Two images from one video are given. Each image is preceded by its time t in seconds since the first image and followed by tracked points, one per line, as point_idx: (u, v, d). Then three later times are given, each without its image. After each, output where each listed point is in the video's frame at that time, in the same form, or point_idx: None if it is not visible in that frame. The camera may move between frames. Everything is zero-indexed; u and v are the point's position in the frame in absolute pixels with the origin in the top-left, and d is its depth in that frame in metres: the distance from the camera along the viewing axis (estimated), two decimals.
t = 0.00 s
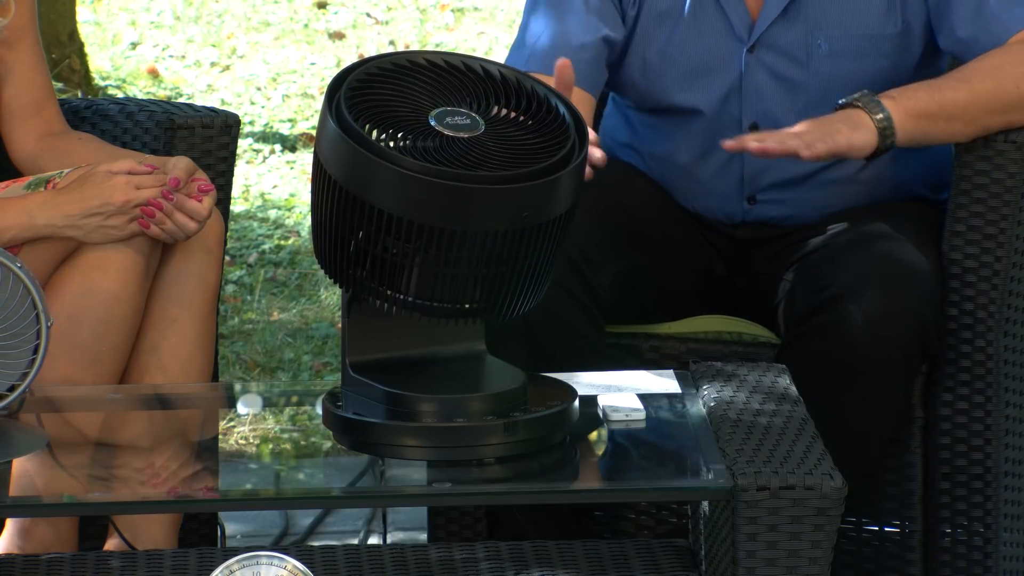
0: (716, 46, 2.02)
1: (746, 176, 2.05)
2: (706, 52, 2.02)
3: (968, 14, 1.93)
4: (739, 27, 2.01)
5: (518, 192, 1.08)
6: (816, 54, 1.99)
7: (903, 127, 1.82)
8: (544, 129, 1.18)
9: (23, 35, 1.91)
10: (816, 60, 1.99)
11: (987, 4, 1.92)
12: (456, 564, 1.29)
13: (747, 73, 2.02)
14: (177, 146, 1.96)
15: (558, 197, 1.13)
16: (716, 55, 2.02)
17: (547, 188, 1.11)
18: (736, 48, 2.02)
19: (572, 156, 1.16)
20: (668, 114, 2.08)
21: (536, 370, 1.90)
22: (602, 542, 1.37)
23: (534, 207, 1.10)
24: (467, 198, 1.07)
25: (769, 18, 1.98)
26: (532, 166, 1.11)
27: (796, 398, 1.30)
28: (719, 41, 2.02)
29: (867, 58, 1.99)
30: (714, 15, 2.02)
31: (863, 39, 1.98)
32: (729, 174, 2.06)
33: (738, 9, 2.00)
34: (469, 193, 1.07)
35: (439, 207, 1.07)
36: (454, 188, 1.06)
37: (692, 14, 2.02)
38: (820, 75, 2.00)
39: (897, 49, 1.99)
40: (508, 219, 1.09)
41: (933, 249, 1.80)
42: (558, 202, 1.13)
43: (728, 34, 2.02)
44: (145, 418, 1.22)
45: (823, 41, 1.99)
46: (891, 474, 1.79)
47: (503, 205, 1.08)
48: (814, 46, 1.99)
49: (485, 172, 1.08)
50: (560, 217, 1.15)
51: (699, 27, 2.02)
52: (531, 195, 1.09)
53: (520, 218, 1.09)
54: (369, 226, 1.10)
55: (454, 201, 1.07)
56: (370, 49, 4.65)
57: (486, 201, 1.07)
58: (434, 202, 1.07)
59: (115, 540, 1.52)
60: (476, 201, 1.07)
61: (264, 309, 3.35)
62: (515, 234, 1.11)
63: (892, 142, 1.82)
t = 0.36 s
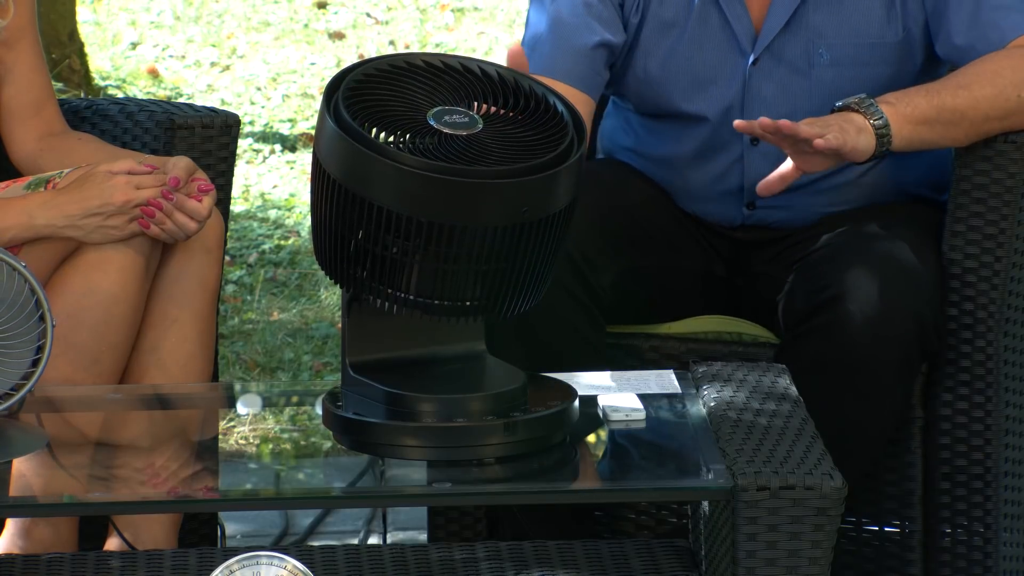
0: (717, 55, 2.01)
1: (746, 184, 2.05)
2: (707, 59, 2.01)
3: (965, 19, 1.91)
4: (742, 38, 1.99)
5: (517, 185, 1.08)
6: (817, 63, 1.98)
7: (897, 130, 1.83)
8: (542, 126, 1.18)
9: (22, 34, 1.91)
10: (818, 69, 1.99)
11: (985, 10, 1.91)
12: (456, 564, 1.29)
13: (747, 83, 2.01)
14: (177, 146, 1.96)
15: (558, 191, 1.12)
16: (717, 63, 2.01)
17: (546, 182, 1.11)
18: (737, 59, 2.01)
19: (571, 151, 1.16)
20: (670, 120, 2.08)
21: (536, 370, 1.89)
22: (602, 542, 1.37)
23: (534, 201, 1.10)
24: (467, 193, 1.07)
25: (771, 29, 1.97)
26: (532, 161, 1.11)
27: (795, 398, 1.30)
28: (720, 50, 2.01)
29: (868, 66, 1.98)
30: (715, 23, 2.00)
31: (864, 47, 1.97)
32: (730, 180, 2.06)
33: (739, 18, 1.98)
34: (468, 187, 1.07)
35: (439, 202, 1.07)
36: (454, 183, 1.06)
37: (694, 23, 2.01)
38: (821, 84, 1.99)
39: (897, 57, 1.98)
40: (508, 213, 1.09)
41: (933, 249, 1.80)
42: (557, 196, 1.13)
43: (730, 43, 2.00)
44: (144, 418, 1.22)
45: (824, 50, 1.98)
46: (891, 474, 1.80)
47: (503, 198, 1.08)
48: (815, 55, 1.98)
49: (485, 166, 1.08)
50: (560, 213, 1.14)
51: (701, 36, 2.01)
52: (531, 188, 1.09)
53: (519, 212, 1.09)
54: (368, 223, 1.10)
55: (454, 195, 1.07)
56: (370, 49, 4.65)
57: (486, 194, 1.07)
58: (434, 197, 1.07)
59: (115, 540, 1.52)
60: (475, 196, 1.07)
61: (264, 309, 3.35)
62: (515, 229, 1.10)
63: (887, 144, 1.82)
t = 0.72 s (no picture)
0: (711, 54, 2.02)
1: (743, 185, 2.05)
2: (701, 56, 2.02)
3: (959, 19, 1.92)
4: (734, 36, 2.00)
5: (518, 178, 1.08)
6: (810, 62, 1.99)
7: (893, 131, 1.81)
8: (541, 123, 1.17)
9: (22, 34, 1.91)
10: (811, 69, 1.99)
11: (981, 11, 1.91)
12: (456, 564, 1.29)
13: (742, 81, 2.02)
14: (177, 146, 1.96)
15: (557, 186, 1.12)
16: (710, 61, 2.02)
17: (546, 178, 1.11)
18: (730, 58, 2.01)
19: (571, 146, 1.16)
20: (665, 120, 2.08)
21: (538, 370, 1.89)
22: (602, 542, 1.37)
23: (534, 195, 1.10)
24: (467, 188, 1.07)
25: (764, 28, 1.98)
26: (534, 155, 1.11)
27: (795, 398, 1.30)
28: (713, 49, 2.01)
29: (862, 65, 1.99)
30: (709, 22, 2.01)
31: (858, 46, 1.98)
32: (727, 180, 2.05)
33: (732, 17, 1.99)
34: (467, 183, 1.07)
35: (439, 197, 1.07)
36: (455, 178, 1.06)
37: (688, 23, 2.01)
38: (814, 84, 2.00)
39: (893, 58, 1.99)
40: (509, 207, 1.09)
41: (933, 249, 1.80)
42: (558, 191, 1.13)
43: (723, 42, 2.01)
44: (145, 418, 1.22)
45: (818, 50, 1.99)
46: (891, 474, 1.80)
47: (504, 193, 1.08)
48: (807, 55, 1.99)
49: (485, 161, 1.08)
50: (560, 209, 1.14)
51: (694, 35, 2.02)
52: (530, 184, 1.09)
53: (519, 207, 1.09)
54: (368, 222, 1.10)
55: (453, 190, 1.07)
56: (370, 49, 4.64)
57: (486, 189, 1.07)
58: (434, 193, 1.07)
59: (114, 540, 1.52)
60: (476, 190, 1.07)
61: (264, 309, 3.35)
62: (516, 224, 1.10)
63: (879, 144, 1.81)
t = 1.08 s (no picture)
0: (707, 55, 2.01)
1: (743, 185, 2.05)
2: (697, 57, 2.01)
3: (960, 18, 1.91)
4: (730, 37, 1.99)
5: (518, 174, 1.08)
6: (807, 64, 2.00)
7: (898, 121, 1.83)
8: (539, 120, 1.17)
9: (23, 34, 1.91)
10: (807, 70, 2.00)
11: (981, 12, 1.91)
12: (456, 564, 1.29)
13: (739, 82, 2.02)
14: (177, 146, 1.96)
15: (556, 182, 1.12)
16: (707, 62, 2.01)
17: (545, 173, 1.10)
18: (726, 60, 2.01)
19: (570, 141, 1.16)
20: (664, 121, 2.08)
21: (538, 370, 1.89)
22: (602, 542, 1.37)
23: (534, 190, 1.10)
24: (467, 183, 1.07)
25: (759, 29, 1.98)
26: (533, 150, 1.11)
27: (795, 398, 1.30)
28: (709, 50, 2.01)
29: (857, 67, 1.99)
30: (704, 24, 2.00)
31: (854, 47, 1.98)
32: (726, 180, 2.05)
33: (727, 18, 1.99)
34: (466, 178, 1.07)
35: (439, 193, 1.07)
36: (454, 174, 1.06)
37: (683, 25, 2.00)
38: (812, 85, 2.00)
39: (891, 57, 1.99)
40: (509, 203, 1.09)
41: (934, 249, 1.80)
42: (558, 186, 1.13)
43: (719, 42, 2.01)
44: (145, 418, 1.22)
45: (814, 51, 1.99)
46: (891, 474, 1.79)
47: (504, 188, 1.08)
48: (804, 57, 2.00)
49: (485, 156, 1.08)
50: (559, 205, 1.14)
51: (690, 36, 2.01)
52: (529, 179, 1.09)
53: (519, 202, 1.09)
54: (368, 220, 1.10)
55: (452, 185, 1.07)
56: (370, 49, 4.65)
57: (486, 184, 1.07)
58: (434, 189, 1.07)
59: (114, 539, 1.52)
60: (476, 186, 1.07)
61: (264, 309, 3.35)
62: (516, 219, 1.10)
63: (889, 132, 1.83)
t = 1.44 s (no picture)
0: (708, 58, 2.01)
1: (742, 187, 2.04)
2: (698, 60, 2.01)
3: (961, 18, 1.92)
4: (731, 40, 1.99)
5: (517, 169, 1.08)
6: (808, 67, 1.99)
7: (893, 130, 1.84)
8: (537, 117, 1.17)
9: (23, 34, 1.91)
10: (809, 73, 2.00)
11: (981, 12, 1.91)
12: (456, 563, 1.29)
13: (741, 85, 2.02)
14: (177, 146, 1.96)
15: (556, 178, 1.12)
16: (708, 66, 2.01)
17: (544, 168, 1.10)
18: (727, 63, 2.01)
19: (569, 138, 1.16)
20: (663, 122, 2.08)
21: (537, 370, 1.90)
22: (602, 542, 1.37)
23: (534, 185, 1.10)
24: (466, 179, 1.07)
25: (760, 32, 1.98)
26: (532, 146, 1.11)
27: (795, 398, 1.30)
28: (711, 54, 2.01)
29: (857, 71, 1.99)
30: (705, 27, 2.00)
31: (854, 51, 1.98)
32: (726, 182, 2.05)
33: (728, 21, 1.99)
34: (465, 174, 1.06)
35: (439, 189, 1.07)
36: (454, 169, 1.06)
37: (684, 27, 2.00)
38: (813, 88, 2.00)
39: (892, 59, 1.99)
40: (509, 198, 1.08)
41: (934, 249, 1.80)
42: (558, 182, 1.12)
43: (720, 46, 2.00)
44: (145, 418, 1.22)
45: (815, 54, 1.99)
46: (891, 474, 1.79)
47: (503, 183, 1.08)
48: (805, 60, 1.99)
49: (485, 152, 1.08)
50: (559, 202, 1.14)
51: (691, 39, 2.00)
52: (527, 174, 1.09)
53: (518, 198, 1.09)
54: (368, 218, 1.10)
55: (451, 181, 1.06)
56: (370, 49, 4.65)
57: (486, 180, 1.07)
58: (434, 185, 1.06)
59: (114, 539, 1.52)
60: (476, 182, 1.07)
61: (264, 309, 3.35)
62: (516, 216, 1.10)
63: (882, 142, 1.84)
